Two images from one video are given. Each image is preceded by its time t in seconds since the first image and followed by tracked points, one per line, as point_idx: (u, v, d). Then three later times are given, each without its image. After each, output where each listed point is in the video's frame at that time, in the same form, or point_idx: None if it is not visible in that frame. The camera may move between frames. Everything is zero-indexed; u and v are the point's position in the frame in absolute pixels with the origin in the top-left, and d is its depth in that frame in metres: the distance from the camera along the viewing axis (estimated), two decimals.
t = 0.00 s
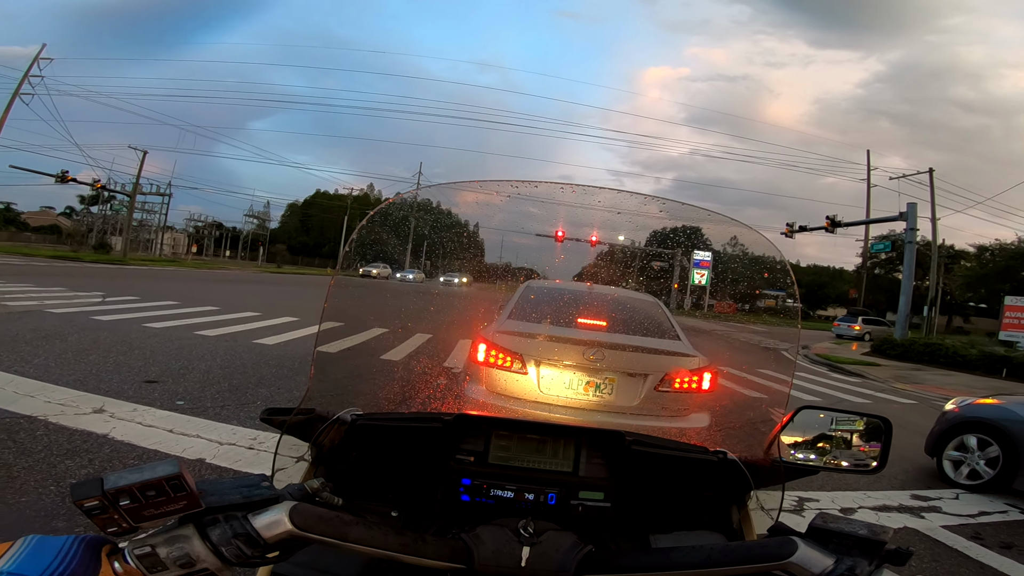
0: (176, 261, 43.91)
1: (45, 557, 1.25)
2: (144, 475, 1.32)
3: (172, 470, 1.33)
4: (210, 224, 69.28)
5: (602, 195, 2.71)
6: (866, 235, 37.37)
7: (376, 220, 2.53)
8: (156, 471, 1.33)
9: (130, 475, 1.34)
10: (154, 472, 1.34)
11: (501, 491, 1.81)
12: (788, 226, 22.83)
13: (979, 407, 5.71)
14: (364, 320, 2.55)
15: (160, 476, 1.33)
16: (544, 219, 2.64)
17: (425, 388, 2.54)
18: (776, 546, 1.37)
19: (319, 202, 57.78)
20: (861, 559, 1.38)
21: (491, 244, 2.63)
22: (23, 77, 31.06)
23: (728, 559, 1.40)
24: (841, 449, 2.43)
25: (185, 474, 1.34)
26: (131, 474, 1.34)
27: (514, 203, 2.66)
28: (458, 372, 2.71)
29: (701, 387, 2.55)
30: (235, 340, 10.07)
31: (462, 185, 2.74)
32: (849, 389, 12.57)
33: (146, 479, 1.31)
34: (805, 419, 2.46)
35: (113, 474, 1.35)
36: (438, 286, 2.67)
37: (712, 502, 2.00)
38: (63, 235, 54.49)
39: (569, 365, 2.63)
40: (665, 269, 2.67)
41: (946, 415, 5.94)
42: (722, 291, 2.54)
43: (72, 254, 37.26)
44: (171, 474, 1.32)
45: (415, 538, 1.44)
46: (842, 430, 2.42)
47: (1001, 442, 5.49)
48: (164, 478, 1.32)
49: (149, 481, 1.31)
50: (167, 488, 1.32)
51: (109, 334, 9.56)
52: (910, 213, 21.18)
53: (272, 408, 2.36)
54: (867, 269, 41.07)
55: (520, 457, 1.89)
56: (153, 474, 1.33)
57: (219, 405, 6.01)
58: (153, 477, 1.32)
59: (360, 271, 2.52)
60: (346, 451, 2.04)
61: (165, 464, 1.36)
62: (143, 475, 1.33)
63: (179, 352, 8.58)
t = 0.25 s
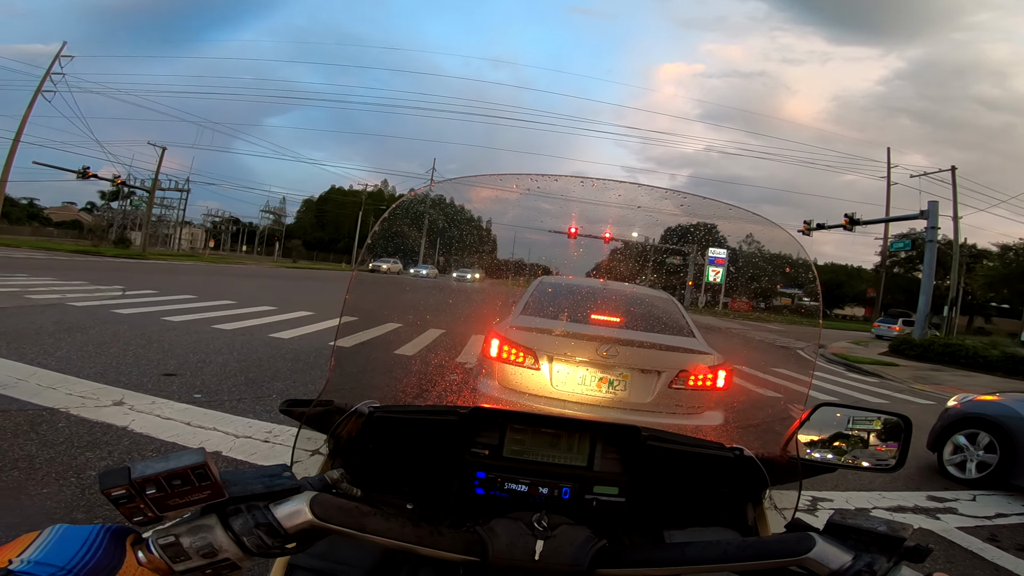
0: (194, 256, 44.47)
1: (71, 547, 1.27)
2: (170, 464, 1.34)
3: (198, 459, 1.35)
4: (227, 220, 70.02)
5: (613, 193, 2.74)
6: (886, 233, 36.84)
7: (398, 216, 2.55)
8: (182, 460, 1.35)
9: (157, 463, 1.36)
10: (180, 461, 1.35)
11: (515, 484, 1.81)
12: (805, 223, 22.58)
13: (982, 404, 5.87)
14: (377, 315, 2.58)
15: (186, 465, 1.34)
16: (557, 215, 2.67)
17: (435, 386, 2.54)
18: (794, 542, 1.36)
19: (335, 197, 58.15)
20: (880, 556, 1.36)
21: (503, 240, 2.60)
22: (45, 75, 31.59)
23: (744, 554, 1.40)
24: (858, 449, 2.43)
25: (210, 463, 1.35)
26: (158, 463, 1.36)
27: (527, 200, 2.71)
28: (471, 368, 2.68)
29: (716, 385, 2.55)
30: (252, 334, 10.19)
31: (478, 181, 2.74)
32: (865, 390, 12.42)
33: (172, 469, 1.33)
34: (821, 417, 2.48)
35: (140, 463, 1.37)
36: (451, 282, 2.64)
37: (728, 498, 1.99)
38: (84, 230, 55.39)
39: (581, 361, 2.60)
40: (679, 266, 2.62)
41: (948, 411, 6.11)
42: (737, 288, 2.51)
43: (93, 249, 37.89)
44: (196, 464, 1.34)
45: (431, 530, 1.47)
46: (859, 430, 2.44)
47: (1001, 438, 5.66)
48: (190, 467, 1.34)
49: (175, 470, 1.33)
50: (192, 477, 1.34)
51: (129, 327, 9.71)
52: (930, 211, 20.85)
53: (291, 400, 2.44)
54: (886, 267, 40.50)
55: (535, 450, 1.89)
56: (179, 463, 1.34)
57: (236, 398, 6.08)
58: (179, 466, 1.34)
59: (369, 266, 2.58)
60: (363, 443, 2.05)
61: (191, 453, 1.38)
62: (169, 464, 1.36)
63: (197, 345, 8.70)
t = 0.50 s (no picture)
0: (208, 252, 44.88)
1: (82, 539, 1.28)
2: (180, 456, 1.35)
3: (207, 451, 1.36)
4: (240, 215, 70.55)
5: (625, 186, 2.66)
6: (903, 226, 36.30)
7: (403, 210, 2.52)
8: (192, 452, 1.36)
9: (167, 455, 1.37)
10: (190, 452, 1.36)
11: (523, 478, 1.82)
12: (820, 216, 22.31)
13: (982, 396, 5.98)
14: (386, 309, 2.54)
15: (196, 456, 1.35)
16: (568, 209, 2.61)
17: (448, 377, 2.53)
18: (804, 538, 1.35)
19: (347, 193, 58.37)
20: (892, 554, 1.33)
21: (514, 234, 2.60)
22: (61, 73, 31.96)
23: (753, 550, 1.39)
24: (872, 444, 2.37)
25: (219, 455, 1.36)
26: (168, 454, 1.37)
27: (536, 194, 2.63)
28: (481, 362, 2.69)
29: (728, 379, 2.55)
30: (265, 328, 10.26)
31: (485, 175, 2.71)
32: (881, 385, 12.27)
33: (181, 460, 1.33)
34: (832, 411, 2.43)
35: (150, 454, 1.38)
36: (462, 276, 2.65)
37: (738, 493, 1.98)
38: (101, 226, 56.10)
39: (592, 355, 2.63)
40: (691, 259, 2.59)
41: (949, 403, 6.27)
42: (750, 282, 2.44)
43: (110, 245, 38.37)
44: (206, 455, 1.34)
45: (439, 523, 1.47)
46: (874, 425, 2.38)
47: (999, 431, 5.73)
48: (199, 459, 1.34)
49: (184, 461, 1.33)
50: (201, 468, 1.34)
51: (145, 322, 9.82)
52: (949, 205, 20.51)
53: (303, 392, 2.43)
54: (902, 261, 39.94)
55: (544, 444, 1.89)
56: (189, 455, 1.35)
57: (250, 392, 6.13)
58: (188, 458, 1.34)
59: (377, 259, 2.55)
60: (373, 436, 2.03)
61: (201, 444, 1.38)
62: (179, 455, 1.36)
63: (211, 340, 8.78)
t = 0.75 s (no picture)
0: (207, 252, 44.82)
1: (77, 537, 1.27)
2: (171, 454, 1.34)
3: (198, 449, 1.35)
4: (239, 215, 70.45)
5: (622, 178, 2.63)
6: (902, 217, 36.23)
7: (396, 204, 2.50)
8: (183, 450, 1.35)
9: (158, 454, 1.36)
10: (181, 450, 1.35)
11: (519, 473, 1.81)
12: (820, 209, 22.28)
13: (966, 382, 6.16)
14: (381, 306, 2.50)
15: (186, 455, 1.34)
16: (564, 203, 2.60)
17: (449, 372, 2.50)
18: (797, 532, 1.35)
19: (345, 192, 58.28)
20: (886, 547, 1.32)
21: (513, 230, 2.59)
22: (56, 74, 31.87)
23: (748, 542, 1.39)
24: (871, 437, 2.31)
25: (209, 453, 1.35)
26: (159, 453, 1.36)
27: (534, 188, 2.60)
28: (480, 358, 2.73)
29: (728, 372, 2.58)
30: (265, 327, 10.25)
31: (485, 169, 2.64)
32: (883, 377, 12.25)
33: (172, 458, 1.33)
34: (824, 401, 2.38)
35: (142, 453, 1.37)
36: (461, 273, 2.64)
37: (736, 486, 1.96)
38: (100, 228, 56.04)
39: (591, 350, 2.64)
40: (691, 253, 2.60)
41: (936, 390, 6.47)
42: (749, 276, 2.42)
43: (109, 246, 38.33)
44: (196, 454, 1.33)
45: (434, 519, 1.46)
46: (872, 417, 2.32)
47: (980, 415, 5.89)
48: (189, 457, 1.33)
49: (175, 460, 1.33)
50: (193, 467, 1.34)
51: (145, 323, 9.80)
52: (947, 195, 20.47)
53: (298, 391, 2.44)
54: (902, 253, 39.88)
55: (540, 439, 1.89)
56: (179, 453, 1.34)
57: (251, 392, 6.12)
58: (179, 456, 1.33)
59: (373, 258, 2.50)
60: (369, 433, 2.03)
61: (192, 443, 1.38)
62: (171, 454, 1.35)
63: (212, 340, 8.76)
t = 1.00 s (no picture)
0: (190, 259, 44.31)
1: (58, 546, 1.26)
2: (149, 461, 1.32)
3: (175, 455, 1.32)
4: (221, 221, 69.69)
5: (609, 174, 2.63)
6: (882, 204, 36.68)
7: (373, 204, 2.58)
8: (161, 456, 1.32)
9: (137, 461, 1.34)
10: (160, 457, 1.33)
11: (507, 470, 1.81)
12: (802, 198, 22.50)
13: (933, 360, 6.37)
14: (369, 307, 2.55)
15: (164, 462, 1.31)
16: (552, 200, 2.57)
17: (441, 372, 2.50)
18: (778, 522, 1.37)
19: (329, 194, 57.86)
20: (866, 537, 1.35)
21: (499, 226, 2.53)
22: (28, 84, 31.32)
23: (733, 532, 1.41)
24: (855, 423, 2.33)
25: (187, 459, 1.31)
26: (138, 460, 1.34)
27: (522, 186, 2.58)
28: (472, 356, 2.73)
29: (714, 362, 2.55)
30: (252, 333, 10.14)
31: (473, 169, 2.62)
32: (869, 362, 12.40)
33: (149, 466, 1.30)
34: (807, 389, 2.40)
35: (121, 461, 1.35)
36: (448, 271, 2.62)
37: (722, 477, 1.98)
38: (79, 238, 55.18)
39: (580, 344, 2.62)
40: (677, 245, 2.58)
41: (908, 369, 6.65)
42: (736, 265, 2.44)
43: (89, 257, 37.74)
44: (174, 460, 1.30)
45: (421, 518, 1.45)
46: (856, 403, 2.33)
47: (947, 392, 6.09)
48: (167, 464, 1.30)
49: (153, 467, 1.30)
50: (171, 473, 1.31)
51: (129, 333, 9.67)
52: (924, 181, 20.78)
53: (280, 395, 2.39)
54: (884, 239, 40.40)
55: (526, 436, 1.88)
56: (158, 460, 1.32)
57: (240, 398, 6.05)
58: (157, 463, 1.31)
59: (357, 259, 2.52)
60: (353, 435, 2.02)
61: (170, 449, 1.35)
62: (149, 461, 1.33)
63: (198, 347, 8.66)
